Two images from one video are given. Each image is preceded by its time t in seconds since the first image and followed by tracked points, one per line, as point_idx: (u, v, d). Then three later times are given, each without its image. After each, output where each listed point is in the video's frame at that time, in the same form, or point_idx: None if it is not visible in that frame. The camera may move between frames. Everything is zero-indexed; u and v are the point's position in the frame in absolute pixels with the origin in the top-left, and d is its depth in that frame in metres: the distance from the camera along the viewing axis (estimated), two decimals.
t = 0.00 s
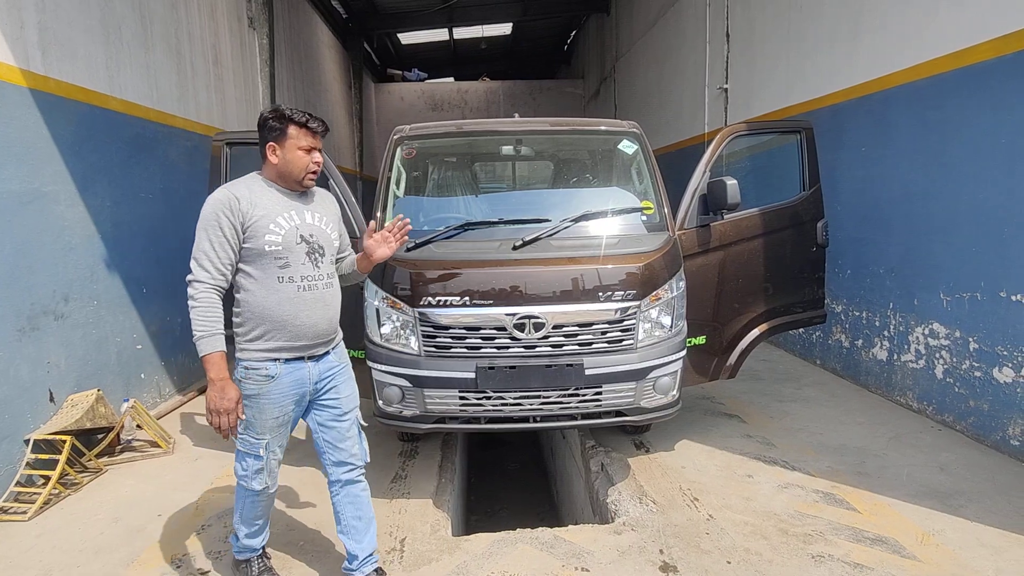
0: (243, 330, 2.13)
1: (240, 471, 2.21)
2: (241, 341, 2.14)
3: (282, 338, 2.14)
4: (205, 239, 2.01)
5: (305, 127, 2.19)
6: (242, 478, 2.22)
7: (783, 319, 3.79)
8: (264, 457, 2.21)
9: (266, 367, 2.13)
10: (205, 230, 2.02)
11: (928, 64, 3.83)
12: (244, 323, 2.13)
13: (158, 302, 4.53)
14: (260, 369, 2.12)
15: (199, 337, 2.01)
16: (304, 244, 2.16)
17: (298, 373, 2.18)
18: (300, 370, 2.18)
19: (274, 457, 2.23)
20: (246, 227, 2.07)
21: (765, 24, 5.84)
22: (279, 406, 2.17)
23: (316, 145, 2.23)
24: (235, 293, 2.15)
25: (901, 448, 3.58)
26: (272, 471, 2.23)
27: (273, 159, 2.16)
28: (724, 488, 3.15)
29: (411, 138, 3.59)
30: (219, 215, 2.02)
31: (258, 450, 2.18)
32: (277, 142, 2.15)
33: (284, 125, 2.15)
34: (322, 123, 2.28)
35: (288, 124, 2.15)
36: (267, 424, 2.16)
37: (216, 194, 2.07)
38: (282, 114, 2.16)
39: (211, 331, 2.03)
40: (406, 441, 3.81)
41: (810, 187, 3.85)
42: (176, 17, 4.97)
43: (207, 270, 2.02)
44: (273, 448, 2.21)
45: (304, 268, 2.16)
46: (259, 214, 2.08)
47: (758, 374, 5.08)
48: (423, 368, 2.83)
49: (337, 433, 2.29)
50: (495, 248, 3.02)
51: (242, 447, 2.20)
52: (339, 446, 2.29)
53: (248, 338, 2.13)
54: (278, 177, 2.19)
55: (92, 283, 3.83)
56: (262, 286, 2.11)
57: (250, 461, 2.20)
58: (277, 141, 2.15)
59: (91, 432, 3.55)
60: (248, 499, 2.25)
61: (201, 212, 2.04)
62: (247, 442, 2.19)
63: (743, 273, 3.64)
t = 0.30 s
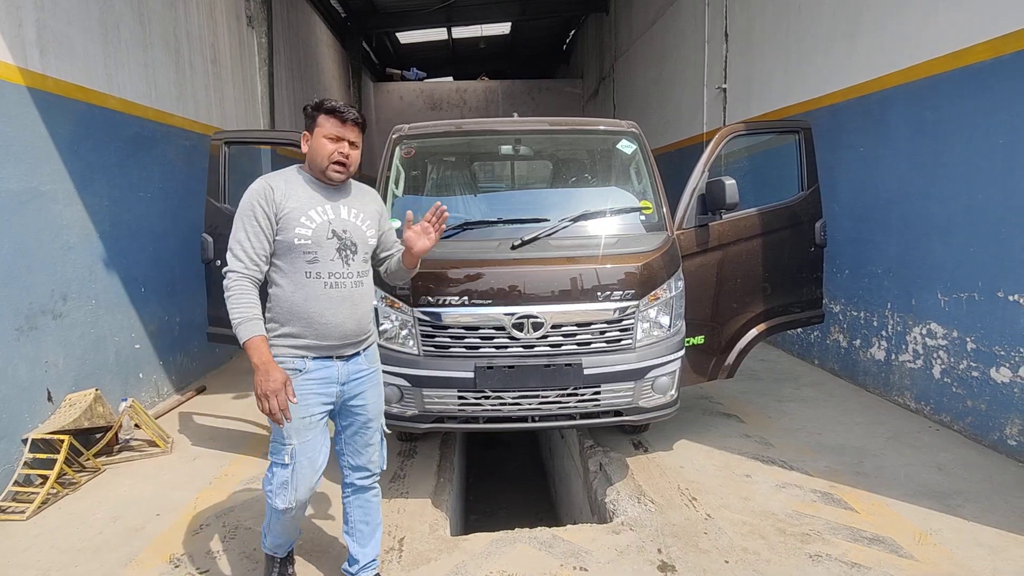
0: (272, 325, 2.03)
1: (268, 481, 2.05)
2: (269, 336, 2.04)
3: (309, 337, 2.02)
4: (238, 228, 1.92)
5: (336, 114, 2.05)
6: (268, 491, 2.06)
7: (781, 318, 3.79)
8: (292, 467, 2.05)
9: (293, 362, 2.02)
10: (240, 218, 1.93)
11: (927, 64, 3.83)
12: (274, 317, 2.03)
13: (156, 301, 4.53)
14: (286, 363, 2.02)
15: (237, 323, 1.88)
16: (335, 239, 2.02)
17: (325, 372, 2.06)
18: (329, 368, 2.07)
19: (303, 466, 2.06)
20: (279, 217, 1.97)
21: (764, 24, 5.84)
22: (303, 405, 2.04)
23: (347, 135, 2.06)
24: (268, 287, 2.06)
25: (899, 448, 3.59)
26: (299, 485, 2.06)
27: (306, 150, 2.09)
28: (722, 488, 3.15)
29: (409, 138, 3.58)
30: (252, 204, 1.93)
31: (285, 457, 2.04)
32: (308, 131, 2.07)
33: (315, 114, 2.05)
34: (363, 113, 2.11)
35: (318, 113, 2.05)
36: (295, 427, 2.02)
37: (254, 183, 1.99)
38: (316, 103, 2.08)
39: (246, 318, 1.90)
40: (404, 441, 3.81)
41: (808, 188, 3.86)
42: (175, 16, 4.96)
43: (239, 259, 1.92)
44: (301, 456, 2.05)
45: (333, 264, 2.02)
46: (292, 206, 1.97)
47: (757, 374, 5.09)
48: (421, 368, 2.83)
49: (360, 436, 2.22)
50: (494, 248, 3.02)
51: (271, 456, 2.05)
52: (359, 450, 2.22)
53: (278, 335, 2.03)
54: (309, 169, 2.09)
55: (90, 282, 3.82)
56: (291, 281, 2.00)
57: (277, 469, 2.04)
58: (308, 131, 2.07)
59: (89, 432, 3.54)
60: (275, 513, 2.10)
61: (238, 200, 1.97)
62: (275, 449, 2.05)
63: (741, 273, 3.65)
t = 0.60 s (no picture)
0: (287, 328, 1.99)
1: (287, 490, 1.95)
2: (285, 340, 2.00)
3: (324, 341, 1.97)
4: (253, 230, 1.90)
5: (344, 107, 1.98)
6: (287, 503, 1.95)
7: (781, 318, 3.80)
8: (312, 472, 1.97)
9: (309, 364, 1.97)
10: (254, 219, 1.91)
11: (927, 64, 3.83)
12: (290, 321, 1.99)
13: (156, 301, 4.52)
14: (302, 365, 1.97)
15: (249, 329, 1.86)
16: (351, 239, 1.97)
17: (341, 374, 2.01)
18: (345, 371, 2.01)
19: (322, 471, 1.98)
20: (293, 218, 1.93)
21: (764, 24, 5.84)
22: (320, 407, 1.98)
23: (355, 128, 1.98)
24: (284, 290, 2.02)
25: (898, 448, 3.59)
26: (319, 492, 1.97)
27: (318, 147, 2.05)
28: (722, 488, 3.16)
29: (409, 137, 3.58)
30: (266, 205, 1.90)
31: (304, 460, 1.96)
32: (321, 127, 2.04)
33: (324, 108, 2.01)
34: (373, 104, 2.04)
35: (327, 108, 2.00)
36: (311, 428, 1.96)
37: (268, 184, 1.97)
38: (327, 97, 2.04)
39: (258, 324, 1.87)
40: (403, 441, 3.81)
41: (808, 188, 3.85)
42: (175, 15, 4.97)
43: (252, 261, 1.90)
44: (319, 459, 1.98)
45: (349, 266, 1.97)
46: (306, 206, 1.93)
47: (756, 374, 5.09)
48: (421, 368, 2.84)
49: (374, 442, 2.17)
50: (494, 248, 3.02)
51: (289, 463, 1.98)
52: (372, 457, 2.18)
53: (293, 339, 1.99)
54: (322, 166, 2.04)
55: (90, 282, 3.82)
56: (306, 283, 1.96)
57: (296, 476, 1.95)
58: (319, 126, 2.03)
59: (89, 432, 3.54)
60: (296, 528, 1.97)
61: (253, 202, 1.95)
62: (293, 454, 1.97)
63: (741, 273, 3.65)
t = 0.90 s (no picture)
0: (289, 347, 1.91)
1: (302, 520, 1.88)
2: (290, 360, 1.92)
3: (333, 358, 1.90)
4: (248, 247, 1.80)
5: (338, 106, 1.92)
6: (302, 534, 1.87)
7: (781, 319, 3.79)
8: (327, 497, 1.92)
9: (318, 385, 1.90)
10: (247, 235, 1.81)
11: (927, 65, 3.83)
12: (294, 339, 1.90)
13: (156, 301, 4.53)
14: (311, 387, 1.89)
15: (240, 357, 1.81)
16: (356, 249, 1.90)
17: (354, 394, 1.95)
18: (357, 390, 1.95)
19: (338, 495, 1.94)
20: (291, 231, 1.83)
21: (764, 25, 5.85)
22: (333, 429, 1.92)
23: (350, 128, 1.91)
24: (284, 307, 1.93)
25: (899, 448, 3.59)
26: (336, 518, 1.92)
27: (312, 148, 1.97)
28: (722, 488, 3.15)
29: (409, 138, 3.58)
30: (261, 219, 1.80)
31: (319, 487, 1.90)
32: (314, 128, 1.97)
33: (319, 108, 1.93)
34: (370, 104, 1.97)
35: (322, 107, 1.92)
36: (324, 454, 1.90)
37: (259, 195, 1.85)
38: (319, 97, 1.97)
39: (252, 351, 1.82)
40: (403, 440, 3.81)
41: (808, 188, 3.86)
42: (175, 15, 4.97)
43: (250, 281, 1.81)
44: (334, 484, 1.93)
45: (355, 277, 1.90)
46: (304, 216, 1.84)
47: (756, 374, 5.09)
48: (421, 368, 2.84)
49: (382, 460, 2.14)
50: (494, 248, 3.02)
51: (300, 491, 1.90)
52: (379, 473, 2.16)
53: (298, 359, 1.90)
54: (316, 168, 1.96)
55: (90, 282, 3.82)
56: (311, 299, 1.87)
57: (310, 503, 1.89)
58: (313, 127, 1.95)
59: (88, 432, 3.54)
60: (311, 559, 1.90)
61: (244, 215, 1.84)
62: (305, 482, 1.90)
63: (741, 273, 3.65)
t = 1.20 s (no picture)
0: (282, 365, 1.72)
1: (298, 554, 1.74)
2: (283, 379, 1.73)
3: (335, 373, 1.74)
4: (228, 255, 1.58)
5: (325, 92, 1.75)
6: (298, 568, 1.73)
7: (781, 319, 3.79)
8: (327, 529, 1.77)
9: (318, 405, 1.73)
10: (228, 241, 1.59)
11: (928, 65, 3.83)
12: (286, 355, 1.72)
13: (157, 301, 4.53)
14: (310, 407, 1.72)
15: (228, 382, 1.58)
16: (354, 251, 1.75)
17: (355, 412, 1.79)
18: (359, 407, 1.80)
19: (338, 526, 1.79)
20: (279, 235, 1.64)
21: (764, 24, 5.85)
22: (334, 453, 1.76)
23: (340, 116, 1.76)
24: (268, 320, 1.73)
25: (899, 448, 3.59)
26: (337, 550, 1.78)
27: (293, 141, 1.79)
28: (723, 488, 3.16)
29: (410, 137, 3.59)
30: (243, 222, 1.59)
31: (318, 519, 1.75)
32: (295, 117, 1.79)
33: (300, 94, 1.76)
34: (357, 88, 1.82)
35: (304, 93, 1.75)
36: (324, 482, 1.75)
37: (235, 194, 1.63)
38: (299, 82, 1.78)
39: (244, 373, 1.60)
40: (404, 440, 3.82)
41: (809, 188, 3.87)
42: (176, 15, 4.97)
43: (235, 294, 1.60)
44: (335, 514, 1.79)
45: (356, 282, 1.75)
46: (294, 218, 1.66)
47: (756, 374, 5.09)
48: (422, 368, 2.84)
49: (392, 480, 1.97)
50: (494, 248, 3.02)
51: (295, 523, 1.75)
52: (390, 492, 1.99)
53: (292, 377, 1.73)
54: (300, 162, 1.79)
55: (91, 282, 3.82)
56: (306, 310, 1.69)
57: (308, 535, 1.74)
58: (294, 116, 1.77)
59: (89, 431, 3.54)
60: None
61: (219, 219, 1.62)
62: (302, 512, 1.75)
63: (741, 273, 3.65)
